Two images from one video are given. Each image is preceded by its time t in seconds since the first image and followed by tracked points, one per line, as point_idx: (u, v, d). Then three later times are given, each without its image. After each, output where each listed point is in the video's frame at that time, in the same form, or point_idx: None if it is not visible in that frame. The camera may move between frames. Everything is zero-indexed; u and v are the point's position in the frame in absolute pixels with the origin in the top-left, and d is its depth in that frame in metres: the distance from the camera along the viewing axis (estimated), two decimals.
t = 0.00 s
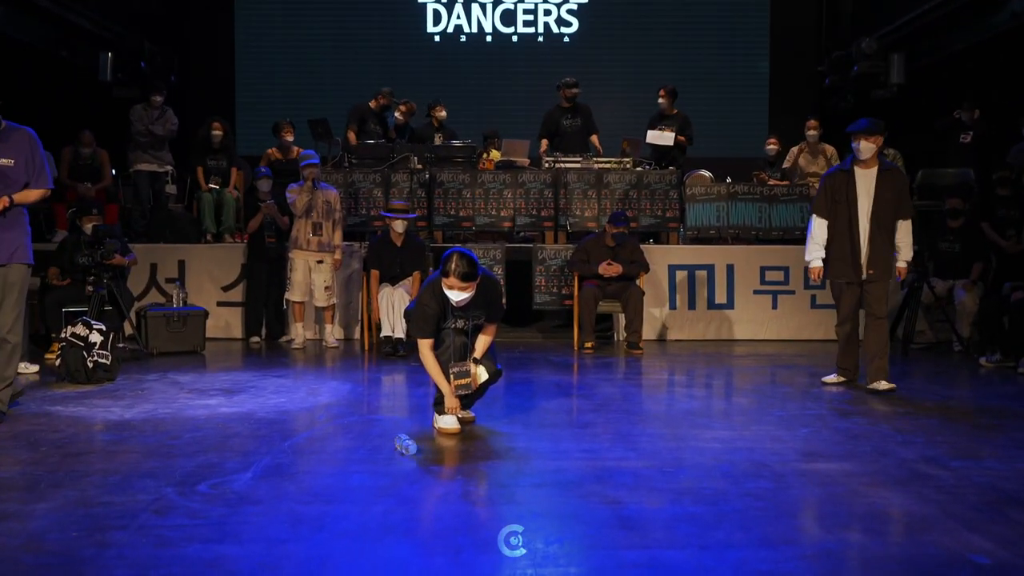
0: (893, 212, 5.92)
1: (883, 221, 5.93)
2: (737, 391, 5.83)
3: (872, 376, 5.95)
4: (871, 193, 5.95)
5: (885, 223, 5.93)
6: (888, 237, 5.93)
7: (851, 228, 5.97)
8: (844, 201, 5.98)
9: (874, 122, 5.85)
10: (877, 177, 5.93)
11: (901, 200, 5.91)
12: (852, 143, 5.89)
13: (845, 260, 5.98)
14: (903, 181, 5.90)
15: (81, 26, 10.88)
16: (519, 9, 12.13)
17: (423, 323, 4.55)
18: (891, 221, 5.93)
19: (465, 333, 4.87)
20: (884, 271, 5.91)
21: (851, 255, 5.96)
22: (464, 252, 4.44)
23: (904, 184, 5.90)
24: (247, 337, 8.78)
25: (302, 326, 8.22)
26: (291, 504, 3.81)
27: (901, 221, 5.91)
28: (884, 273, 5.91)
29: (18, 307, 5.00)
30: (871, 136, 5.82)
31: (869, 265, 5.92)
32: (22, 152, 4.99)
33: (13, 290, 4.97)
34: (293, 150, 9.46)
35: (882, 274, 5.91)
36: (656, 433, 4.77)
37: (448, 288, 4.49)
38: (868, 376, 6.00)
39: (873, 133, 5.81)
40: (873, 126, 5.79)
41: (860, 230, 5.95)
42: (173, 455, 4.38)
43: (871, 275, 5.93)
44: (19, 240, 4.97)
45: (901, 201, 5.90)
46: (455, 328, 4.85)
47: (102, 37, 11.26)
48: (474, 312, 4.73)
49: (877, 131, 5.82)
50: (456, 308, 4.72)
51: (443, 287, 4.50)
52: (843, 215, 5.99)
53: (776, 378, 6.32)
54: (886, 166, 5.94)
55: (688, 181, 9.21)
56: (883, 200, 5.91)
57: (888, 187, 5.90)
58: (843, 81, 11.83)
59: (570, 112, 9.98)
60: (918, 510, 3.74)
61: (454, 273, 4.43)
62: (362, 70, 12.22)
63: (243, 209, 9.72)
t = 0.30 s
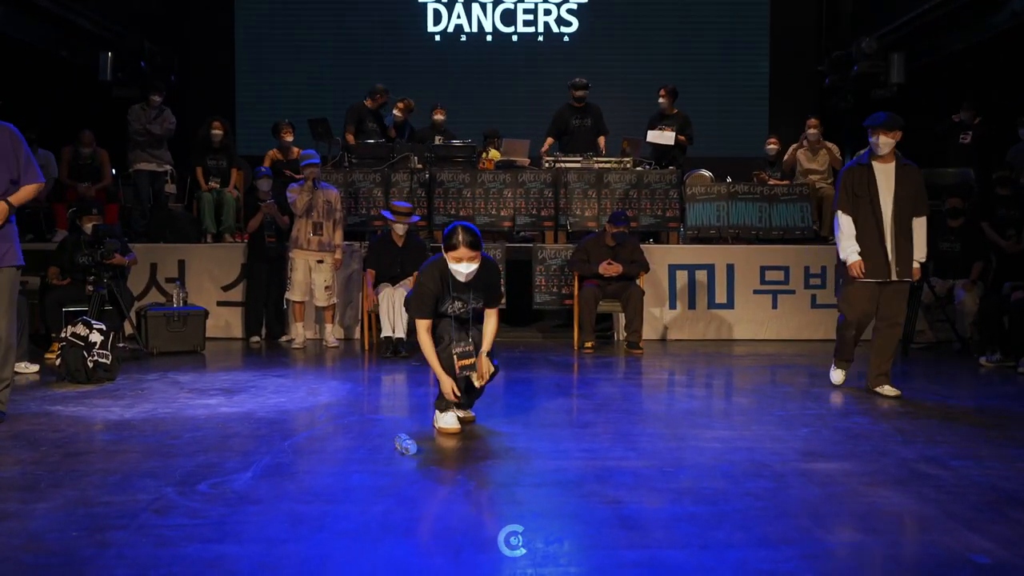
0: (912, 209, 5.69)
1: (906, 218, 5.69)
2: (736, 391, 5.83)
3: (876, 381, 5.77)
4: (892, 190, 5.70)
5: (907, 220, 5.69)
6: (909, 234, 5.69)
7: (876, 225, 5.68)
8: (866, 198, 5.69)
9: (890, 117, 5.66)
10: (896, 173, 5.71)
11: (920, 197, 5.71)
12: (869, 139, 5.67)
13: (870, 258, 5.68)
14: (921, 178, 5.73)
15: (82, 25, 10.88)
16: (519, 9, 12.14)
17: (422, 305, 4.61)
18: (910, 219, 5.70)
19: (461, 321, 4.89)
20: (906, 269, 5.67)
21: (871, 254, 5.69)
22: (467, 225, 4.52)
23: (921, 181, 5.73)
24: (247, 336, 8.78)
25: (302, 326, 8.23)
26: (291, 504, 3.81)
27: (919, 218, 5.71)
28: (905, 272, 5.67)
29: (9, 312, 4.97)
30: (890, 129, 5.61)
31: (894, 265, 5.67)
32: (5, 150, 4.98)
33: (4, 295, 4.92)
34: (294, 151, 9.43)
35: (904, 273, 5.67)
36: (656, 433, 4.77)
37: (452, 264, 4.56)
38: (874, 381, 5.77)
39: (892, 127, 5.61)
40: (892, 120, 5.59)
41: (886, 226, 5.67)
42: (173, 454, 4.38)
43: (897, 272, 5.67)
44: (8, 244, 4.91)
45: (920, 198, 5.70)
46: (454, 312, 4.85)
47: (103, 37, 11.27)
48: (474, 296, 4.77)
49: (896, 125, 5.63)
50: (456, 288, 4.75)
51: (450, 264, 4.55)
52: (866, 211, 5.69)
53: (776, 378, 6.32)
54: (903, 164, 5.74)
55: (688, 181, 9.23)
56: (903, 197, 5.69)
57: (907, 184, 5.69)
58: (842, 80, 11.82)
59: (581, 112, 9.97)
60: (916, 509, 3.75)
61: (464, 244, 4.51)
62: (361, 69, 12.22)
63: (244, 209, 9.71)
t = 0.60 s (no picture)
0: (926, 204, 5.47)
1: (920, 214, 5.46)
2: (736, 391, 5.83)
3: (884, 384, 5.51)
4: (904, 186, 5.47)
5: (921, 215, 5.46)
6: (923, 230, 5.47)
7: (889, 223, 5.46)
8: (877, 196, 5.46)
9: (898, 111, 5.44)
10: (907, 169, 5.49)
11: (934, 193, 5.48)
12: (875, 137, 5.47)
13: (885, 256, 5.45)
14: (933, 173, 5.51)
15: (82, 25, 10.88)
16: (519, 9, 12.14)
17: (419, 225, 4.68)
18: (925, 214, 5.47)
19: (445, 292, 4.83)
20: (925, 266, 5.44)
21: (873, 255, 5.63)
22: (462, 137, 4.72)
23: (935, 176, 5.50)
24: (247, 336, 8.78)
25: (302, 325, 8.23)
26: (291, 504, 3.80)
27: (940, 211, 5.48)
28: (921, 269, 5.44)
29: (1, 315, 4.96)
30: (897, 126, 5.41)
31: (910, 263, 5.44)
32: None
33: None
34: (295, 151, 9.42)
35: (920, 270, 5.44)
36: (656, 433, 4.77)
37: (451, 174, 4.69)
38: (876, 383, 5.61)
39: (900, 122, 5.40)
40: (897, 115, 5.37)
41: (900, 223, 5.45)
42: (173, 454, 4.38)
43: (916, 271, 5.43)
44: None
45: (935, 192, 5.48)
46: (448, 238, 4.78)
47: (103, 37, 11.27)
48: (468, 221, 4.82)
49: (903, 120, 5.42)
50: (450, 209, 4.79)
51: (456, 174, 4.67)
52: (878, 210, 5.46)
53: (776, 378, 6.32)
54: (914, 159, 5.52)
55: (687, 180, 9.25)
56: (916, 193, 5.45)
57: (919, 178, 5.47)
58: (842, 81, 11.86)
59: (584, 112, 9.95)
60: (916, 509, 3.75)
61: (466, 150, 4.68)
62: (361, 69, 12.22)
63: (244, 209, 9.70)
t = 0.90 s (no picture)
0: (926, 212, 5.35)
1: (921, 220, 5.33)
2: (733, 400, 5.83)
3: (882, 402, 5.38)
4: (905, 191, 5.34)
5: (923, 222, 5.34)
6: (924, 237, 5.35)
7: (889, 228, 5.32)
8: (877, 201, 5.33)
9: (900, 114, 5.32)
10: (910, 173, 5.35)
11: (936, 198, 5.35)
12: (876, 140, 5.35)
13: (885, 262, 5.29)
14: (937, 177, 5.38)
15: (80, 33, 10.91)
16: (516, 19, 12.16)
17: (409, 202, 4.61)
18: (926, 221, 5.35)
19: (432, 294, 4.73)
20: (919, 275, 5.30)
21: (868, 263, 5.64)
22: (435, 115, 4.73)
23: (938, 181, 5.36)
24: (243, 347, 8.77)
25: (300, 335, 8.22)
26: (288, 515, 3.80)
27: (933, 220, 5.35)
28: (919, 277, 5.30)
29: None
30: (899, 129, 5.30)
31: (909, 270, 5.29)
32: None
33: None
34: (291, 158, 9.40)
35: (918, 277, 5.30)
36: (653, 442, 4.77)
37: (434, 150, 4.67)
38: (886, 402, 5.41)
39: (902, 125, 5.28)
40: (897, 118, 5.26)
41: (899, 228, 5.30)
42: (169, 465, 4.37)
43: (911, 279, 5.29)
44: None
45: (937, 198, 5.35)
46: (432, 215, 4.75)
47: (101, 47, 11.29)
48: (452, 194, 4.77)
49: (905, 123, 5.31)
50: (432, 184, 4.75)
51: (441, 150, 4.65)
52: (877, 216, 5.33)
53: (773, 387, 6.32)
54: (917, 164, 5.39)
55: (685, 189, 9.26)
56: (918, 198, 5.33)
57: (922, 184, 5.34)
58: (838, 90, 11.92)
59: (572, 125, 9.98)
60: (912, 518, 3.75)
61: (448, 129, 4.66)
62: (358, 78, 12.24)
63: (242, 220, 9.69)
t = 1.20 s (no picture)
0: (836, 250, 5.69)
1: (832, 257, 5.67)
2: (650, 424, 6.18)
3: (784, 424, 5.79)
4: (817, 231, 5.67)
5: (833, 259, 5.68)
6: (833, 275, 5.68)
7: (798, 265, 5.69)
8: (790, 240, 5.69)
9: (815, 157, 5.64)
10: (822, 213, 5.69)
11: (846, 238, 5.70)
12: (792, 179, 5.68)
13: (793, 300, 5.66)
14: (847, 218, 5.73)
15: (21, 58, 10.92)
16: (447, 69, 12.80)
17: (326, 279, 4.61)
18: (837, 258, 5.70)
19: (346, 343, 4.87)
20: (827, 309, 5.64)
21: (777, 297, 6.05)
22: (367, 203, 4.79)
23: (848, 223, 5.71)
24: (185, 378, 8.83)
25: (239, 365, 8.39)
26: (227, 540, 3.97)
27: (844, 257, 5.70)
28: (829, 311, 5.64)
29: None
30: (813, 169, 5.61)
31: (817, 307, 5.63)
32: None
33: None
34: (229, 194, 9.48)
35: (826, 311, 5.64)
36: (574, 465, 5.07)
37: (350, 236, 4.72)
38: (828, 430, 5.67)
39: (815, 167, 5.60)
40: (810, 161, 5.59)
41: (808, 265, 5.65)
42: (110, 493, 4.50)
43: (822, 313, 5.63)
44: None
45: (845, 239, 5.70)
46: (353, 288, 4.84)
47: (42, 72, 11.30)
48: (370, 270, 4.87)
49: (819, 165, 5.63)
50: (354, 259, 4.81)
51: (355, 237, 4.70)
52: (789, 254, 5.70)
53: (687, 411, 6.69)
54: (829, 206, 5.72)
55: (603, 230, 9.71)
56: (828, 237, 5.67)
57: (831, 225, 5.68)
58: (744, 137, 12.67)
59: (495, 167, 10.35)
60: (812, 532, 4.09)
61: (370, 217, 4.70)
62: (300, 116, 12.67)
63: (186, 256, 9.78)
